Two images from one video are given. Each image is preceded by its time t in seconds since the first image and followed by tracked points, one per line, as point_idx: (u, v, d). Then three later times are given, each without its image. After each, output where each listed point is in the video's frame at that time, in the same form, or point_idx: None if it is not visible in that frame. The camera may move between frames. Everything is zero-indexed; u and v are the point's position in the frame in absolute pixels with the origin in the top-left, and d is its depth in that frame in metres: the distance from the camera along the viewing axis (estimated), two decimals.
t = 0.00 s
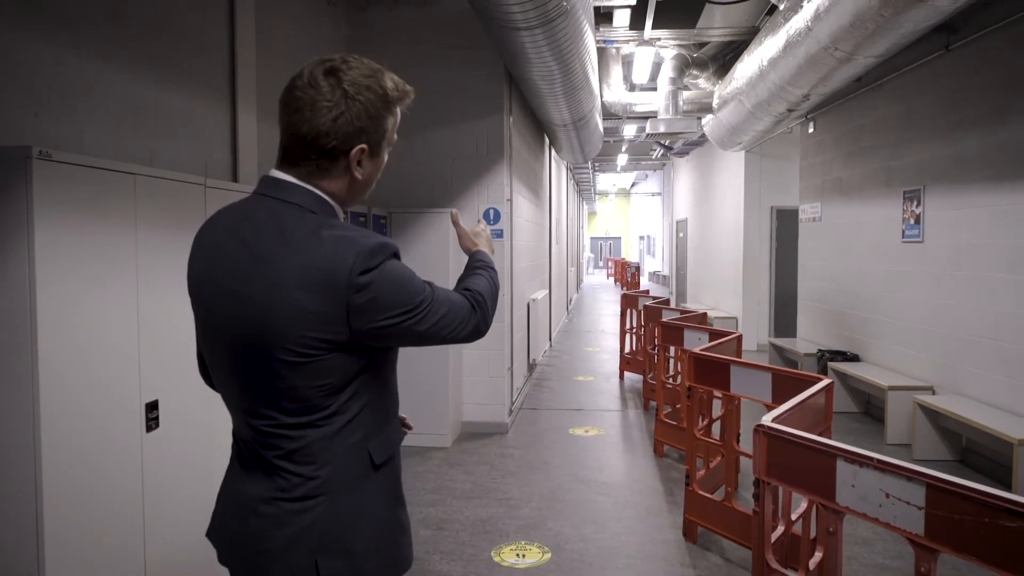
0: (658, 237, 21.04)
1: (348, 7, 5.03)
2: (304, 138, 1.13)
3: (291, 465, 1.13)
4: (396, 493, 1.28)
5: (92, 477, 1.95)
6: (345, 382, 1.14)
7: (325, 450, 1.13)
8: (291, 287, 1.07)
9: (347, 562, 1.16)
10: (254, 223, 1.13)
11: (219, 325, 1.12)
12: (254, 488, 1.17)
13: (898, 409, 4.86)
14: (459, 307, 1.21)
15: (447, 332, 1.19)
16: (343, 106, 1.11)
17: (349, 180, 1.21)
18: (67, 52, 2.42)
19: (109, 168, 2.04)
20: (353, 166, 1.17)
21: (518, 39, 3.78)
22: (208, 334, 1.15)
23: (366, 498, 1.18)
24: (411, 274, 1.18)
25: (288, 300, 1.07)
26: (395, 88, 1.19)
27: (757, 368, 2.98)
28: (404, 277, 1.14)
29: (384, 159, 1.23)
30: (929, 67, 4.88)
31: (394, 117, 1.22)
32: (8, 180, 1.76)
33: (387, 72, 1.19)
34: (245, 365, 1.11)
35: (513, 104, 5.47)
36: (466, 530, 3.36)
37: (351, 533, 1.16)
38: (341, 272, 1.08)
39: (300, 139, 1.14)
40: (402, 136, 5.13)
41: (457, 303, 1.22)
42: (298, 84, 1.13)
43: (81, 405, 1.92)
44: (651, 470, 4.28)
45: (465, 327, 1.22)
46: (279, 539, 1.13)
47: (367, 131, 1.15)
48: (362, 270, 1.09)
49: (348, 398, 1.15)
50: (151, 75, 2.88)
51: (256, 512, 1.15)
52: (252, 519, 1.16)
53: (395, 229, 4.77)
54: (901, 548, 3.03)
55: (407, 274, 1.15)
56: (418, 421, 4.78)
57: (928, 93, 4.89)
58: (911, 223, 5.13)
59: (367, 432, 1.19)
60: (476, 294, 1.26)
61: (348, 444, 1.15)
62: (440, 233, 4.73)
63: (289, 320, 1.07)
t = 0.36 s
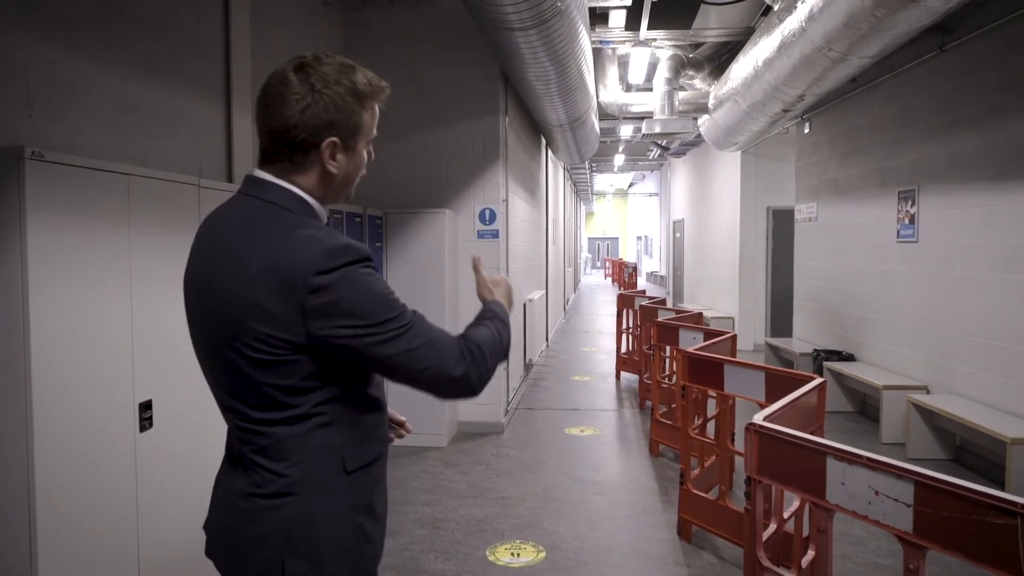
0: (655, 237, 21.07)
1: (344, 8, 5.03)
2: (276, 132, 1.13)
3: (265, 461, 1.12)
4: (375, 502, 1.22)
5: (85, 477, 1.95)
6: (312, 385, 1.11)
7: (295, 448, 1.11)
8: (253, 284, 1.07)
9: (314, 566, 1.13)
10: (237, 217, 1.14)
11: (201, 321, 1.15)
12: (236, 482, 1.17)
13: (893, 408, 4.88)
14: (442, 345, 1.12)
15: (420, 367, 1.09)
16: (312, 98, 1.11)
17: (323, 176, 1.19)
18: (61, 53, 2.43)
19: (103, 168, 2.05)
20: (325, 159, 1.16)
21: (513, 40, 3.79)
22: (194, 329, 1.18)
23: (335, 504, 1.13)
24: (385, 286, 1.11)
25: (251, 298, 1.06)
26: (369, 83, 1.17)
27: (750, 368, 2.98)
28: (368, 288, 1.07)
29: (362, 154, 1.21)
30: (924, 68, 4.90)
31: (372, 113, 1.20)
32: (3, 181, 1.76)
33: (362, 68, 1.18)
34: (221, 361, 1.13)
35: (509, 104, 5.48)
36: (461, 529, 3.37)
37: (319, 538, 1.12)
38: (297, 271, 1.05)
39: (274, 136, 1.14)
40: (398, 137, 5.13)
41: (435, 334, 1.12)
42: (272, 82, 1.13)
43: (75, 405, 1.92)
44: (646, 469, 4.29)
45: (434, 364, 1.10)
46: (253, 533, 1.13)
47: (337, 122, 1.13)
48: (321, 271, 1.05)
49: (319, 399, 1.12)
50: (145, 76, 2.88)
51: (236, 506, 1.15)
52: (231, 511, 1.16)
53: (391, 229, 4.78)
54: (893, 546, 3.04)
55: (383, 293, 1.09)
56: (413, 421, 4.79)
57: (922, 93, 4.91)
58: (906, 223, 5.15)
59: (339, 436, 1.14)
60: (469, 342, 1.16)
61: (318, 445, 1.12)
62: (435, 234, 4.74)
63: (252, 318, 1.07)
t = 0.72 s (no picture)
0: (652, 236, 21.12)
1: (339, 7, 5.03)
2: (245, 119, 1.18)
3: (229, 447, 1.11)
4: (341, 504, 1.17)
5: (79, 473, 1.96)
6: (264, 375, 1.06)
7: (252, 437, 1.08)
8: (205, 267, 1.05)
9: (264, 561, 1.08)
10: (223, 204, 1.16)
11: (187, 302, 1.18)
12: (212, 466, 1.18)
13: (887, 405, 4.90)
14: (356, 370, 0.92)
15: (316, 385, 0.92)
16: (264, 79, 1.14)
17: (279, 155, 1.17)
18: (55, 52, 2.43)
19: (97, 165, 2.05)
20: (272, 135, 1.14)
21: (508, 39, 3.80)
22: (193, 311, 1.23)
23: (291, 498, 1.09)
24: (324, 285, 0.98)
25: (204, 281, 1.05)
26: (331, 69, 1.16)
27: (742, 364, 3.00)
28: (291, 282, 0.95)
29: (316, 135, 1.15)
30: (916, 66, 4.93)
31: (337, 99, 1.16)
32: None
33: (336, 62, 1.18)
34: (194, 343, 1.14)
35: (504, 103, 5.49)
36: (455, 526, 3.39)
37: (272, 532, 1.07)
38: (233, 256, 1.00)
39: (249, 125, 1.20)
40: (393, 136, 5.14)
41: (348, 353, 0.92)
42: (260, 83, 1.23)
43: (70, 402, 1.93)
44: (641, 466, 4.31)
45: (327, 386, 0.91)
46: (217, 518, 1.11)
47: (281, 98, 1.13)
48: (251, 256, 0.98)
49: (274, 390, 1.08)
50: (139, 74, 2.89)
51: (209, 489, 1.16)
52: (206, 494, 1.16)
53: (387, 228, 4.79)
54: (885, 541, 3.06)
55: (310, 295, 0.94)
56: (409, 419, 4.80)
57: (915, 92, 4.94)
58: (900, 221, 5.18)
59: (294, 431, 1.10)
60: (396, 385, 0.93)
61: (273, 437, 1.08)
62: (431, 232, 4.75)
63: (203, 301, 1.05)
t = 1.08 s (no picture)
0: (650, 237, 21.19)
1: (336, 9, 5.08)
2: (233, 124, 1.20)
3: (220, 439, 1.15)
4: (329, 496, 1.21)
5: (79, 469, 2.01)
6: (251, 366, 1.11)
7: (240, 429, 1.13)
8: (193, 262, 1.11)
9: (252, 551, 1.11)
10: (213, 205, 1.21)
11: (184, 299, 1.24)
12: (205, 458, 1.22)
13: (878, 405, 4.95)
14: (330, 359, 0.95)
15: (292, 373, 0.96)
16: (255, 86, 1.17)
17: (272, 160, 1.21)
18: (54, 55, 2.47)
19: (96, 168, 2.10)
20: (268, 141, 1.18)
21: (501, 42, 3.85)
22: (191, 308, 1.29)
23: (277, 489, 1.13)
24: (304, 278, 1.02)
25: (193, 277, 1.11)
26: (317, 74, 1.21)
27: (730, 363, 3.05)
28: (271, 276, 0.99)
29: (310, 138, 1.20)
30: (907, 69, 4.98)
31: (325, 103, 1.21)
32: None
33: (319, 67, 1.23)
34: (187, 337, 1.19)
35: (499, 104, 5.54)
36: (449, 522, 3.43)
37: (258, 521, 1.11)
38: (218, 251, 1.05)
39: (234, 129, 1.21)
40: (389, 137, 5.18)
41: (323, 343, 0.96)
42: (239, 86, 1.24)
43: (69, 399, 1.98)
44: (634, 464, 4.35)
45: (302, 375, 0.95)
46: (207, 508, 1.15)
47: (275, 104, 1.16)
48: (234, 252, 1.03)
49: (261, 383, 1.12)
50: (137, 77, 2.93)
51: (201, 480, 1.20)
52: (199, 484, 1.21)
53: (382, 228, 4.83)
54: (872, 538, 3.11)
55: (288, 287, 0.98)
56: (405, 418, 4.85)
57: (906, 94, 4.99)
58: (891, 222, 5.23)
59: (279, 423, 1.14)
60: (366, 374, 0.96)
61: (260, 429, 1.13)
62: (426, 232, 4.79)
63: (192, 295, 1.11)
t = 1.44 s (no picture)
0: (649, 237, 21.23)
1: (335, 11, 5.13)
2: (244, 133, 1.20)
3: (236, 434, 1.18)
4: (342, 482, 1.26)
5: (83, 463, 2.06)
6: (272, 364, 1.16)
7: (259, 425, 1.16)
8: (211, 269, 1.13)
9: (276, 537, 1.16)
10: (209, 210, 1.23)
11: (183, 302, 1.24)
12: (216, 453, 1.24)
13: (872, 403, 5.00)
14: (381, 349, 1.07)
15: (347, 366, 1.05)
16: (273, 100, 1.19)
17: (289, 171, 1.26)
18: (57, 58, 2.53)
19: (99, 170, 2.15)
20: (291, 156, 1.23)
21: (499, 44, 3.89)
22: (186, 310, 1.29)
23: (300, 478, 1.18)
24: (333, 280, 1.11)
25: (211, 283, 1.13)
26: (325, 85, 1.26)
27: (723, 361, 3.10)
28: (306, 279, 1.07)
29: (324, 150, 1.28)
30: (901, 70, 5.03)
31: (331, 113, 1.28)
32: (3, 180, 1.86)
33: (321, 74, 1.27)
34: (197, 340, 1.21)
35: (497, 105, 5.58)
36: (447, 518, 3.48)
37: (281, 509, 1.16)
38: (243, 258, 1.09)
39: (240, 136, 1.21)
40: (388, 138, 5.23)
41: (369, 337, 1.07)
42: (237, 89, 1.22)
43: (73, 395, 2.03)
44: (630, 461, 4.40)
45: (358, 368, 1.05)
46: (226, 500, 1.18)
47: (298, 121, 1.21)
48: (264, 258, 1.08)
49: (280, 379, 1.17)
50: (139, 79, 2.98)
51: (213, 474, 1.22)
52: (210, 479, 1.23)
53: (381, 228, 4.88)
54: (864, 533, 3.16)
55: (326, 288, 1.07)
56: (404, 416, 4.89)
57: (901, 95, 5.04)
58: (885, 222, 5.28)
59: (298, 414, 1.19)
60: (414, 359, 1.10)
61: (281, 422, 1.17)
62: (424, 232, 4.84)
63: (212, 300, 1.13)
